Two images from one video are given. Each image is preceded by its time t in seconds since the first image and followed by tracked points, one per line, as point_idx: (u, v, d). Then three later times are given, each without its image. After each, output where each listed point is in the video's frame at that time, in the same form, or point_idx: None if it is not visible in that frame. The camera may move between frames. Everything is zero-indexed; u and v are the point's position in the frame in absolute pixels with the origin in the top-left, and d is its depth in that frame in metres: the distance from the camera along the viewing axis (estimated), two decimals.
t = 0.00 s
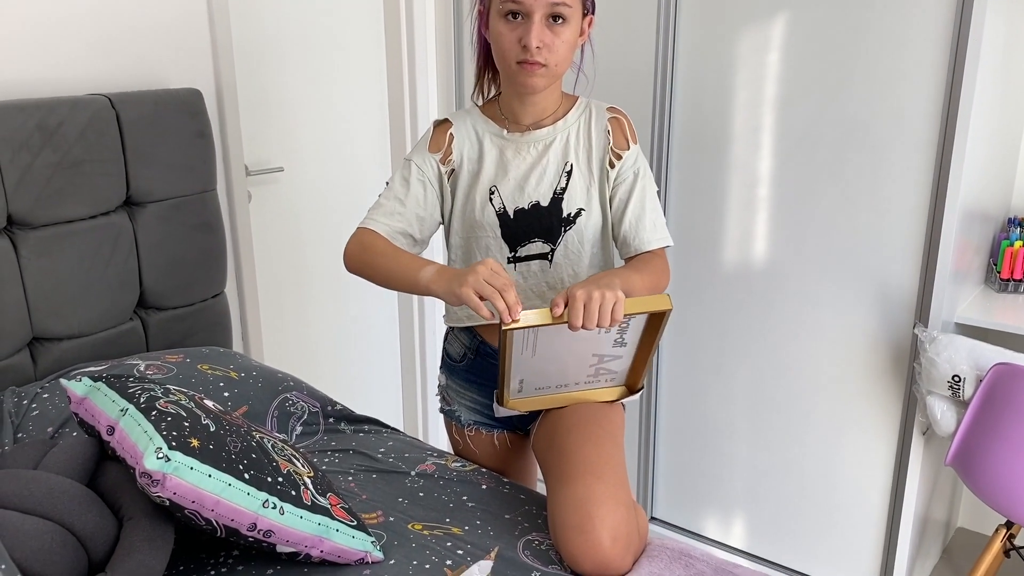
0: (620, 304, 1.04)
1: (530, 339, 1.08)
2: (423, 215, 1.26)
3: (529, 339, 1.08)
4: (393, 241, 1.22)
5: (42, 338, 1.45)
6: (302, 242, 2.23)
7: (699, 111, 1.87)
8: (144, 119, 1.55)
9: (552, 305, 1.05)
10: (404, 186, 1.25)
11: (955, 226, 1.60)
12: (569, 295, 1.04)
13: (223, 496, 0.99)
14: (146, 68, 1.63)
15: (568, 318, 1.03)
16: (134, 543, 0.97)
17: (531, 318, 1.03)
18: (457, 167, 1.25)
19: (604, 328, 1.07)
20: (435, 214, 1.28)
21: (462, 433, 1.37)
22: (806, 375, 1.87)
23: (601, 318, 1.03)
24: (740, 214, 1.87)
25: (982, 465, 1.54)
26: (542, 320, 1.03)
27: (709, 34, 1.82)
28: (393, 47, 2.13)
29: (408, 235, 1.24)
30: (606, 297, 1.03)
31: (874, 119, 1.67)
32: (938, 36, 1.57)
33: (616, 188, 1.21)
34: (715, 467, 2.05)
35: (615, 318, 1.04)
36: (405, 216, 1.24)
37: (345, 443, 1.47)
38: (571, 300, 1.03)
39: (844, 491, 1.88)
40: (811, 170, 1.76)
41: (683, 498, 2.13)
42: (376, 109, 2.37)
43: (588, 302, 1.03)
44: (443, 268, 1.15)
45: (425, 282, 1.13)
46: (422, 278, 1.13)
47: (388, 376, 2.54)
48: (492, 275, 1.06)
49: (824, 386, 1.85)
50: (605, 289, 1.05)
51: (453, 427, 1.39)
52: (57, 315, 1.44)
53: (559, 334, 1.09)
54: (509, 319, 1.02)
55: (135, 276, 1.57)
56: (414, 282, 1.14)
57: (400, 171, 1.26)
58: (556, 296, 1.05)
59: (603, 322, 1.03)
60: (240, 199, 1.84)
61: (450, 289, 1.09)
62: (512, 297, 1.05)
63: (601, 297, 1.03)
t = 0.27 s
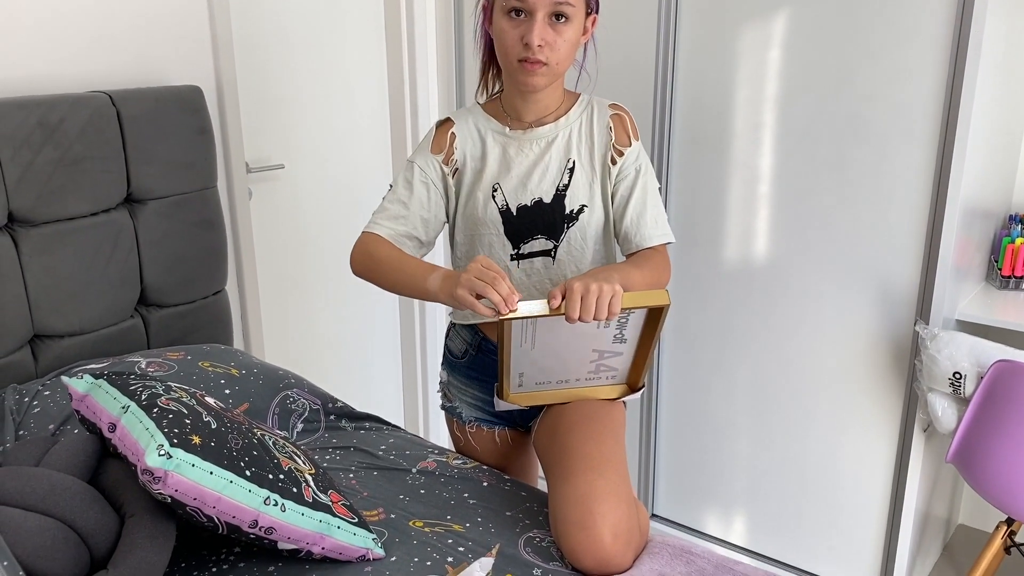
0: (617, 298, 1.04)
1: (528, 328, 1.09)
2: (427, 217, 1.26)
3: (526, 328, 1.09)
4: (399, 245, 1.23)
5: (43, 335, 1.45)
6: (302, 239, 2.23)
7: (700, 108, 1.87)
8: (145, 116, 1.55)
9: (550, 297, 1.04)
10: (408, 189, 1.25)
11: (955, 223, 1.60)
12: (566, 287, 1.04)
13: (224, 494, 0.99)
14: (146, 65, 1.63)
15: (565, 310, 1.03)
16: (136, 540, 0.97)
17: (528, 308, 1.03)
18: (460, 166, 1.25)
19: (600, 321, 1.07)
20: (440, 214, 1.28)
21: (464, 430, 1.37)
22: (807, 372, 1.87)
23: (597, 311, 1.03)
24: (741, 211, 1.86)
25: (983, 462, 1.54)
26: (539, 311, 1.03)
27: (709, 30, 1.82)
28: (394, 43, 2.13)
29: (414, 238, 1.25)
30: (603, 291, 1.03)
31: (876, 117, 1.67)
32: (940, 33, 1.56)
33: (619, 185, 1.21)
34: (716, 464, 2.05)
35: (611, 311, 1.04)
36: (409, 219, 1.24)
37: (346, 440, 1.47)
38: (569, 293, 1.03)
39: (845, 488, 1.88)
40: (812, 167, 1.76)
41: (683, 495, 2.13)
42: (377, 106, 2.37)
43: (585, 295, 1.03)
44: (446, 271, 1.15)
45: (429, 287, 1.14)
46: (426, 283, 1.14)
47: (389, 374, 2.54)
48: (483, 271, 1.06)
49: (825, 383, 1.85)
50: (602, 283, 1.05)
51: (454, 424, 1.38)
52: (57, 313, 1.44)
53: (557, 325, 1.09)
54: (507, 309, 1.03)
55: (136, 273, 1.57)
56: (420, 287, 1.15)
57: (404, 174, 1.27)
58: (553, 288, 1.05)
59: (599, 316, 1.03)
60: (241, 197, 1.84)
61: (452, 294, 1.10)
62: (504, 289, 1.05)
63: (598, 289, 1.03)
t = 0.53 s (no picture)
0: (620, 296, 1.04)
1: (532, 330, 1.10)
2: (433, 218, 1.27)
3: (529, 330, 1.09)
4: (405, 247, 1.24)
5: (45, 334, 1.45)
6: (302, 238, 2.24)
7: (700, 107, 1.87)
8: (146, 116, 1.55)
9: (552, 298, 1.05)
10: (411, 192, 1.26)
11: (954, 222, 1.61)
12: (568, 287, 1.04)
13: (227, 491, 0.99)
14: (147, 65, 1.63)
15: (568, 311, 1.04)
16: (139, 538, 0.98)
17: (530, 311, 1.04)
18: (461, 165, 1.25)
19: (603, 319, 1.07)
20: (448, 214, 1.28)
21: (466, 428, 1.37)
22: (806, 370, 1.87)
23: (600, 310, 1.04)
24: (740, 210, 1.87)
25: (981, 459, 1.55)
26: (542, 312, 1.04)
27: (709, 29, 1.82)
28: (393, 42, 2.13)
29: (422, 240, 1.27)
30: (605, 289, 1.03)
31: (875, 116, 1.67)
32: (938, 31, 1.57)
33: (619, 182, 1.22)
34: (716, 461, 2.06)
35: (614, 309, 1.04)
36: (414, 222, 1.25)
37: (348, 438, 1.47)
38: (571, 293, 1.03)
39: (844, 486, 1.88)
40: (811, 166, 1.76)
41: (683, 493, 2.14)
42: (377, 104, 2.37)
43: (588, 295, 1.03)
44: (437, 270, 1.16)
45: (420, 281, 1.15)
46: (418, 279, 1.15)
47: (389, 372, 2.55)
48: (456, 263, 1.07)
49: (824, 381, 1.85)
50: (603, 282, 1.05)
51: (456, 422, 1.39)
52: (59, 312, 1.45)
53: (559, 324, 1.10)
54: (509, 313, 1.03)
55: (137, 272, 1.57)
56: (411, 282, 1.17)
57: (407, 178, 1.28)
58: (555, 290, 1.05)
59: (603, 314, 1.04)
60: (241, 196, 1.85)
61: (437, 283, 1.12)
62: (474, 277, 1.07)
63: (600, 288, 1.03)
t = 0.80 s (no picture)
0: (631, 299, 1.05)
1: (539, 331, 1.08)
2: (439, 221, 1.27)
3: (538, 334, 1.09)
4: (408, 250, 1.24)
5: (45, 334, 1.46)
6: (301, 239, 2.24)
7: (697, 107, 1.88)
8: (146, 117, 1.56)
9: (564, 301, 1.05)
10: (416, 198, 1.26)
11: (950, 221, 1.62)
12: (581, 290, 1.05)
13: (228, 490, 1.00)
14: (146, 65, 1.64)
15: (580, 312, 1.05)
16: (141, 536, 0.98)
17: (544, 313, 1.04)
18: (463, 167, 1.26)
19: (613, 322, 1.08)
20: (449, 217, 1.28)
21: (465, 426, 1.38)
22: (803, 369, 1.88)
23: (613, 312, 1.04)
24: (738, 210, 1.88)
25: (978, 457, 1.56)
26: (555, 315, 1.04)
27: (706, 29, 1.83)
28: (392, 43, 2.14)
29: (430, 244, 1.26)
30: (617, 292, 1.04)
31: (872, 116, 1.68)
32: (934, 32, 1.58)
33: (619, 182, 1.23)
34: (714, 460, 2.06)
35: (626, 311, 1.05)
36: (422, 227, 1.25)
37: (347, 438, 1.48)
38: (584, 295, 1.04)
39: (842, 484, 1.89)
40: (808, 166, 1.77)
41: (681, 492, 2.14)
42: (375, 105, 2.38)
43: (600, 297, 1.04)
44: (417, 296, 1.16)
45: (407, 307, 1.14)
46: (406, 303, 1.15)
47: (388, 372, 2.55)
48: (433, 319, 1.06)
49: (821, 380, 1.86)
50: (615, 284, 1.06)
51: (455, 420, 1.40)
52: (60, 312, 1.45)
53: (567, 328, 1.10)
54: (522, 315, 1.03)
55: (137, 273, 1.58)
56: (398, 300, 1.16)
57: (410, 185, 1.28)
58: (567, 292, 1.05)
59: (615, 316, 1.05)
60: (241, 197, 1.85)
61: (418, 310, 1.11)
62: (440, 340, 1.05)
63: (613, 291, 1.04)
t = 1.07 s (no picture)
0: (641, 307, 1.06)
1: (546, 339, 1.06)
2: (449, 231, 1.24)
3: (546, 343, 1.08)
4: (420, 262, 1.21)
5: (42, 336, 1.46)
6: (298, 240, 2.24)
7: (693, 108, 1.89)
8: (143, 118, 1.56)
9: (574, 308, 1.05)
10: (424, 209, 1.23)
11: (944, 222, 1.63)
12: (591, 298, 1.05)
13: (227, 491, 1.00)
14: (143, 67, 1.64)
15: (590, 321, 1.04)
16: (140, 537, 0.99)
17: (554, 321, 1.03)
18: (467, 175, 1.25)
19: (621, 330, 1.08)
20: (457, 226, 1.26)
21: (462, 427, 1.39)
22: (799, 369, 1.89)
23: (622, 320, 1.05)
24: (733, 210, 1.89)
25: (972, 456, 1.57)
26: (566, 323, 1.03)
27: (702, 30, 1.84)
28: (388, 45, 2.14)
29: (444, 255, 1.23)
30: (628, 300, 1.04)
31: (866, 117, 1.69)
32: (928, 33, 1.59)
33: (617, 185, 1.24)
34: (710, 460, 2.07)
35: (636, 320, 1.05)
36: (434, 237, 1.22)
37: (345, 438, 1.48)
38: (596, 303, 1.04)
39: (837, 484, 1.90)
40: (803, 167, 1.78)
41: (678, 492, 2.15)
42: (372, 106, 2.38)
43: (611, 306, 1.04)
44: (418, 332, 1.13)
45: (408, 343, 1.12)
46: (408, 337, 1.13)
47: (385, 374, 2.56)
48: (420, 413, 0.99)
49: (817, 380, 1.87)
50: (624, 292, 1.06)
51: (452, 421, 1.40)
52: (57, 314, 1.45)
53: (574, 337, 1.09)
54: (535, 323, 1.02)
55: (134, 274, 1.58)
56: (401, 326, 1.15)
57: (414, 196, 1.25)
58: (578, 300, 1.05)
59: (625, 324, 1.05)
60: (237, 198, 1.85)
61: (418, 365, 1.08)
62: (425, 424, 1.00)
63: (623, 298, 1.04)
